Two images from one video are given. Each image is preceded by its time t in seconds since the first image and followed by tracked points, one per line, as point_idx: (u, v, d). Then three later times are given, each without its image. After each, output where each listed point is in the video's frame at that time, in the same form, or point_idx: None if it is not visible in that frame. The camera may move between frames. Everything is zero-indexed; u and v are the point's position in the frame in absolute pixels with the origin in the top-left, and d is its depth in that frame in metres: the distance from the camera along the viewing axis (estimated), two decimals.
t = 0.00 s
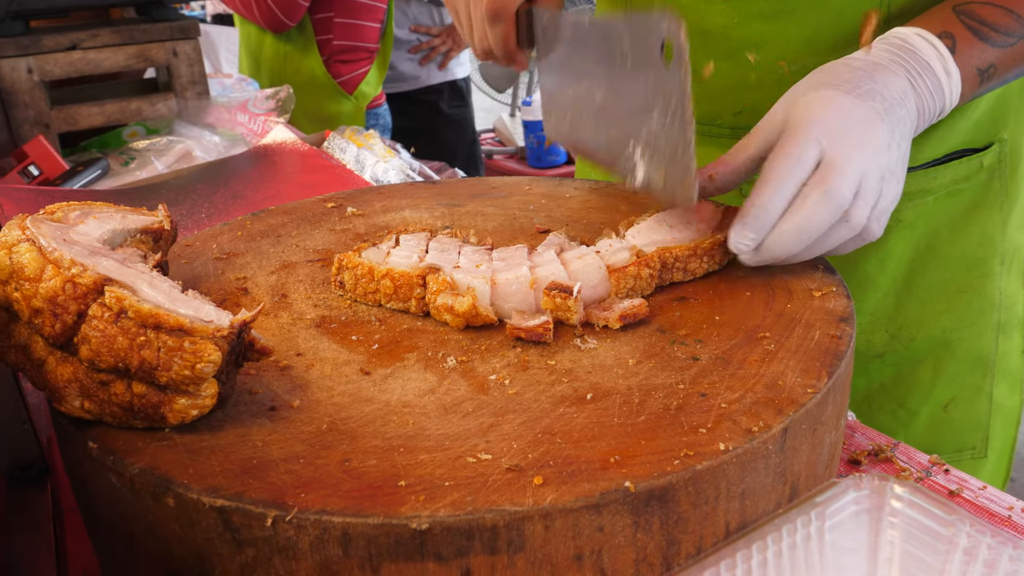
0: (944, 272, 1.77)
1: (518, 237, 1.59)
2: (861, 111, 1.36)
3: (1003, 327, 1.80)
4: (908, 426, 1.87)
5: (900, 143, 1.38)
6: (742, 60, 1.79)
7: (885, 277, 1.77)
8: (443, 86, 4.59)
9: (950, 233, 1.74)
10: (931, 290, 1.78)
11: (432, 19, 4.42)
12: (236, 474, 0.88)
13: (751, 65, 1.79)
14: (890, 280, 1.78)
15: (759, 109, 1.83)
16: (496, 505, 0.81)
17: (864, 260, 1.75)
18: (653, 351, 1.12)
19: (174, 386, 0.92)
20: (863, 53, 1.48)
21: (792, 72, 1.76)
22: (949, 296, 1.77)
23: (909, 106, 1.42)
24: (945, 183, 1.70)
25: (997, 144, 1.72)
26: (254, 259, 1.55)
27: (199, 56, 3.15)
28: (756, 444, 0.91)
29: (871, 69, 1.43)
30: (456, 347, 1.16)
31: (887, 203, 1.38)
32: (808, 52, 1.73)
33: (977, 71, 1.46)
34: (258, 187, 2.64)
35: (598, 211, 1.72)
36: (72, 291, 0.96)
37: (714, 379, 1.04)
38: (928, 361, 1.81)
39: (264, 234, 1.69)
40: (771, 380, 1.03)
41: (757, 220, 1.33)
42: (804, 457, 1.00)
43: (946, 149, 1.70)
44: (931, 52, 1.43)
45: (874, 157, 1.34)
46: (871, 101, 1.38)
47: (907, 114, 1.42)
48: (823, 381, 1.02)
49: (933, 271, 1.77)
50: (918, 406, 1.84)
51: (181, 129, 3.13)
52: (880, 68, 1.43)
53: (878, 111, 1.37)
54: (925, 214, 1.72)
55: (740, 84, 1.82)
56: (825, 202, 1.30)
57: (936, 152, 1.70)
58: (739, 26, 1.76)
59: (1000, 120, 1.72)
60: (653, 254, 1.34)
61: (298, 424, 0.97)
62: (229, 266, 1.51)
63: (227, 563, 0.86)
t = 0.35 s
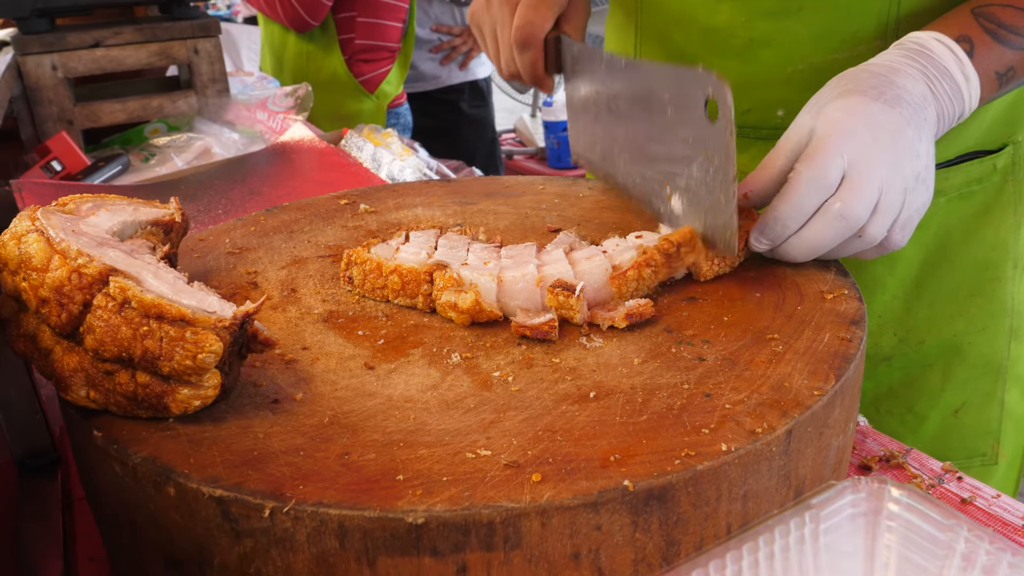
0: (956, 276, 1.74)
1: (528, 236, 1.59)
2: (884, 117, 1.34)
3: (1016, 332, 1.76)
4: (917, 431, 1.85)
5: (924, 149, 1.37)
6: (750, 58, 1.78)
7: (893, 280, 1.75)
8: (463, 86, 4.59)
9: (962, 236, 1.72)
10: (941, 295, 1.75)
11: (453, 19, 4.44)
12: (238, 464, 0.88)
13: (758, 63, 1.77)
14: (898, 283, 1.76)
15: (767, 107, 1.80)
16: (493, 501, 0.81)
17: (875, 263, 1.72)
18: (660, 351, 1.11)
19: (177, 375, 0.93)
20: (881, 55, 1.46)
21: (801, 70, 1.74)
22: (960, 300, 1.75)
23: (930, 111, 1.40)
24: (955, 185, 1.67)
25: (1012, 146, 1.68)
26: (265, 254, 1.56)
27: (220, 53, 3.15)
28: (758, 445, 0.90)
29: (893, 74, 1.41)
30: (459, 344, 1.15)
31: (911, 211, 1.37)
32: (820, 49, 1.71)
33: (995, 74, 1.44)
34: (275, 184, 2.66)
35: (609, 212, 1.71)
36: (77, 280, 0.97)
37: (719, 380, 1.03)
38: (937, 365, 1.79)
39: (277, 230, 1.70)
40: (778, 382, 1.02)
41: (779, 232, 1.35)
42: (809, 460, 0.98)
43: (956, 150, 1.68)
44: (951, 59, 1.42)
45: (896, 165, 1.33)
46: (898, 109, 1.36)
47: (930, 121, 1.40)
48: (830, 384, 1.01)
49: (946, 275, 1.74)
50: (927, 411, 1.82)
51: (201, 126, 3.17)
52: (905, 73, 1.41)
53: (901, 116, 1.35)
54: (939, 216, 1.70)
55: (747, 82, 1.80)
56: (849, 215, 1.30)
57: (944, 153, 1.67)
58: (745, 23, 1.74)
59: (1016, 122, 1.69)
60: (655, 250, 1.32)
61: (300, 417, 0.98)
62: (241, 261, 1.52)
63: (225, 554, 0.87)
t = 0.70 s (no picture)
0: (966, 274, 1.71)
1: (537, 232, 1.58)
2: (895, 113, 1.31)
3: None
4: (926, 432, 1.82)
5: (940, 145, 1.33)
6: (759, 49, 1.75)
7: (903, 278, 1.72)
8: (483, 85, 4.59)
9: (974, 234, 1.69)
10: (951, 293, 1.72)
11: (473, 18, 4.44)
12: (232, 454, 0.88)
13: (765, 53, 1.75)
14: (909, 281, 1.73)
15: (775, 98, 1.77)
16: (485, 495, 0.80)
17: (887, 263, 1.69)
18: (663, 348, 1.09)
19: (174, 363, 0.93)
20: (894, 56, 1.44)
21: (809, 61, 1.71)
22: (971, 299, 1.72)
23: (947, 108, 1.37)
24: (968, 183, 1.64)
25: None
26: (274, 246, 1.56)
27: (240, 49, 3.18)
28: (758, 444, 0.88)
29: (905, 73, 1.38)
30: (460, 338, 1.15)
31: (929, 208, 1.33)
32: (830, 40, 1.67)
33: (1013, 72, 1.42)
34: (290, 179, 2.67)
35: (619, 209, 1.70)
36: (80, 267, 0.97)
37: (721, 378, 1.01)
38: (947, 366, 1.76)
39: (287, 223, 1.70)
40: (782, 381, 1.00)
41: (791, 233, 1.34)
42: (812, 460, 0.96)
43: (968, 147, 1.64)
44: (963, 57, 1.39)
45: (909, 161, 1.30)
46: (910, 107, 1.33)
47: (947, 119, 1.36)
48: (834, 384, 0.99)
49: (955, 273, 1.71)
50: (936, 411, 1.78)
51: (220, 121, 3.20)
52: (918, 72, 1.38)
53: (914, 112, 1.32)
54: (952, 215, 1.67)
55: (756, 76, 1.78)
56: (859, 214, 1.28)
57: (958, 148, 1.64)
58: (755, 15, 1.72)
59: None
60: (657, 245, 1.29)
61: (297, 408, 0.97)
62: (249, 253, 1.53)
63: (218, 542, 0.87)
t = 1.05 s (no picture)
0: (980, 274, 1.67)
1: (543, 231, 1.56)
2: (897, 115, 1.30)
3: None
4: (939, 433, 1.82)
5: (946, 146, 1.30)
6: (773, 35, 1.73)
7: (914, 275, 1.71)
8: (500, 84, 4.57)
9: (989, 234, 1.65)
10: (965, 293, 1.69)
11: (492, 18, 4.44)
12: (224, 448, 0.88)
13: (779, 40, 1.72)
14: (922, 279, 1.71)
15: (788, 85, 1.76)
16: (474, 495, 0.79)
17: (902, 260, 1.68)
18: (664, 350, 1.08)
19: (169, 356, 0.93)
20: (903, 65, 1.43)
21: (820, 45, 1.69)
22: (985, 299, 1.68)
23: (957, 112, 1.34)
24: (985, 180, 1.61)
25: None
26: (281, 241, 1.56)
27: (258, 45, 3.20)
28: (755, 450, 0.86)
29: (912, 80, 1.37)
30: (459, 336, 1.14)
31: (935, 209, 1.30)
32: (842, 24, 1.65)
33: None
34: (303, 175, 2.68)
35: (627, 208, 1.68)
36: (79, 258, 0.98)
37: (721, 381, 1.00)
38: (960, 365, 1.74)
39: (295, 218, 1.70)
40: (783, 385, 0.98)
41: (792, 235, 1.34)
42: (813, 467, 0.94)
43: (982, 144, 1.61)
44: (971, 60, 1.37)
45: (911, 162, 1.28)
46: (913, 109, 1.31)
47: (957, 122, 1.33)
48: (837, 389, 0.97)
49: (970, 273, 1.68)
50: (948, 412, 1.78)
51: (238, 117, 3.21)
52: (924, 78, 1.37)
53: (918, 113, 1.30)
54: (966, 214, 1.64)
55: (772, 58, 1.75)
56: (855, 216, 1.27)
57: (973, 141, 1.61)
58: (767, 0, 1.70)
59: None
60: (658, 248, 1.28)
61: (291, 403, 0.97)
62: (256, 248, 1.53)
63: (209, 536, 0.86)
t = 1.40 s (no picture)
0: None
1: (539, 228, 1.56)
2: (958, 93, 1.27)
3: None
4: (1009, 449, 1.72)
5: (1005, 131, 1.28)
6: (812, 20, 1.71)
7: (972, 272, 1.69)
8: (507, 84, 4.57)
9: None
10: None
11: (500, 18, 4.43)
12: (202, 439, 0.87)
13: (821, 24, 1.71)
14: (979, 275, 1.69)
15: (829, 71, 1.74)
16: (450, 490, 0.78)
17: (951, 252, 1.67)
18: (652, 347, 1.07)
19: (150, 347, 0.93)
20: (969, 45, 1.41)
21: (862, 27, 1.67)
22: None
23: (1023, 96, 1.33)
24: None
25: None
26: (275, 236, 1.56)
27: (263, 42, 3.21)
28: (739, 449, 0.85)
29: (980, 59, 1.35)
30: (446, 331, 1.13)
31: (988, 193, 1.27)
32: (882, 3, 1.63)
33: None
34: (305, 171, 2.68)
35: (625, 207, 1.67)
36: (61, 248, 0.98)
37: (706, 379, 0.99)
38: None
39: (292, 214, 1.70)
40: (771, 384, 0.97)
41: (833, 207, 1.29)
42: (801, 467, 0.93)
43: None
44: None
45: (971, 139, 1.25)
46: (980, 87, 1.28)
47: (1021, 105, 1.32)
48: (825, 389, 0.95)
49: None
50: (1017, 424, 1.70)
51: (242, 113, 3.20)
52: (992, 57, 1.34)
53: (979, 94, 1.27)
54: (1012, 208, 1.63)
55: (810, 45, 1.74)
56: (906, 189, 1.22)
57: None
58: None
59: None
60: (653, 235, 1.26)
61: (274, 396, 0.97)
62: (250, 242, 1.53)
63: (187, 528, 0.86)
